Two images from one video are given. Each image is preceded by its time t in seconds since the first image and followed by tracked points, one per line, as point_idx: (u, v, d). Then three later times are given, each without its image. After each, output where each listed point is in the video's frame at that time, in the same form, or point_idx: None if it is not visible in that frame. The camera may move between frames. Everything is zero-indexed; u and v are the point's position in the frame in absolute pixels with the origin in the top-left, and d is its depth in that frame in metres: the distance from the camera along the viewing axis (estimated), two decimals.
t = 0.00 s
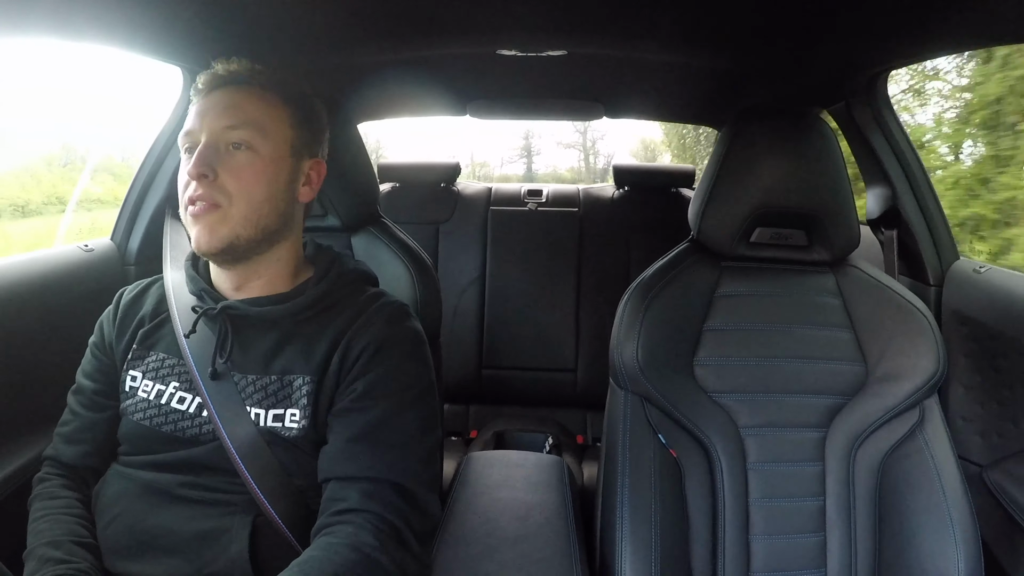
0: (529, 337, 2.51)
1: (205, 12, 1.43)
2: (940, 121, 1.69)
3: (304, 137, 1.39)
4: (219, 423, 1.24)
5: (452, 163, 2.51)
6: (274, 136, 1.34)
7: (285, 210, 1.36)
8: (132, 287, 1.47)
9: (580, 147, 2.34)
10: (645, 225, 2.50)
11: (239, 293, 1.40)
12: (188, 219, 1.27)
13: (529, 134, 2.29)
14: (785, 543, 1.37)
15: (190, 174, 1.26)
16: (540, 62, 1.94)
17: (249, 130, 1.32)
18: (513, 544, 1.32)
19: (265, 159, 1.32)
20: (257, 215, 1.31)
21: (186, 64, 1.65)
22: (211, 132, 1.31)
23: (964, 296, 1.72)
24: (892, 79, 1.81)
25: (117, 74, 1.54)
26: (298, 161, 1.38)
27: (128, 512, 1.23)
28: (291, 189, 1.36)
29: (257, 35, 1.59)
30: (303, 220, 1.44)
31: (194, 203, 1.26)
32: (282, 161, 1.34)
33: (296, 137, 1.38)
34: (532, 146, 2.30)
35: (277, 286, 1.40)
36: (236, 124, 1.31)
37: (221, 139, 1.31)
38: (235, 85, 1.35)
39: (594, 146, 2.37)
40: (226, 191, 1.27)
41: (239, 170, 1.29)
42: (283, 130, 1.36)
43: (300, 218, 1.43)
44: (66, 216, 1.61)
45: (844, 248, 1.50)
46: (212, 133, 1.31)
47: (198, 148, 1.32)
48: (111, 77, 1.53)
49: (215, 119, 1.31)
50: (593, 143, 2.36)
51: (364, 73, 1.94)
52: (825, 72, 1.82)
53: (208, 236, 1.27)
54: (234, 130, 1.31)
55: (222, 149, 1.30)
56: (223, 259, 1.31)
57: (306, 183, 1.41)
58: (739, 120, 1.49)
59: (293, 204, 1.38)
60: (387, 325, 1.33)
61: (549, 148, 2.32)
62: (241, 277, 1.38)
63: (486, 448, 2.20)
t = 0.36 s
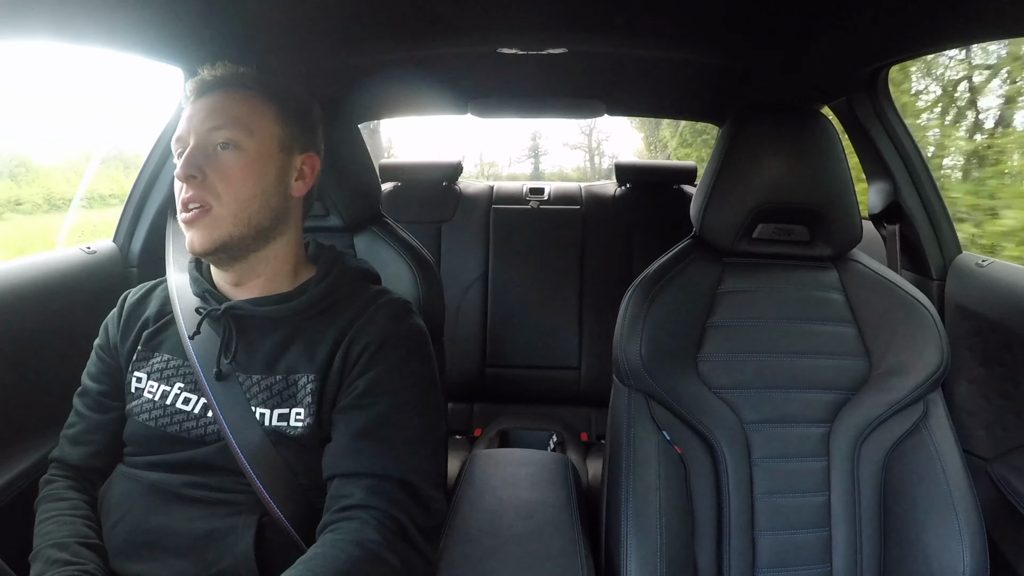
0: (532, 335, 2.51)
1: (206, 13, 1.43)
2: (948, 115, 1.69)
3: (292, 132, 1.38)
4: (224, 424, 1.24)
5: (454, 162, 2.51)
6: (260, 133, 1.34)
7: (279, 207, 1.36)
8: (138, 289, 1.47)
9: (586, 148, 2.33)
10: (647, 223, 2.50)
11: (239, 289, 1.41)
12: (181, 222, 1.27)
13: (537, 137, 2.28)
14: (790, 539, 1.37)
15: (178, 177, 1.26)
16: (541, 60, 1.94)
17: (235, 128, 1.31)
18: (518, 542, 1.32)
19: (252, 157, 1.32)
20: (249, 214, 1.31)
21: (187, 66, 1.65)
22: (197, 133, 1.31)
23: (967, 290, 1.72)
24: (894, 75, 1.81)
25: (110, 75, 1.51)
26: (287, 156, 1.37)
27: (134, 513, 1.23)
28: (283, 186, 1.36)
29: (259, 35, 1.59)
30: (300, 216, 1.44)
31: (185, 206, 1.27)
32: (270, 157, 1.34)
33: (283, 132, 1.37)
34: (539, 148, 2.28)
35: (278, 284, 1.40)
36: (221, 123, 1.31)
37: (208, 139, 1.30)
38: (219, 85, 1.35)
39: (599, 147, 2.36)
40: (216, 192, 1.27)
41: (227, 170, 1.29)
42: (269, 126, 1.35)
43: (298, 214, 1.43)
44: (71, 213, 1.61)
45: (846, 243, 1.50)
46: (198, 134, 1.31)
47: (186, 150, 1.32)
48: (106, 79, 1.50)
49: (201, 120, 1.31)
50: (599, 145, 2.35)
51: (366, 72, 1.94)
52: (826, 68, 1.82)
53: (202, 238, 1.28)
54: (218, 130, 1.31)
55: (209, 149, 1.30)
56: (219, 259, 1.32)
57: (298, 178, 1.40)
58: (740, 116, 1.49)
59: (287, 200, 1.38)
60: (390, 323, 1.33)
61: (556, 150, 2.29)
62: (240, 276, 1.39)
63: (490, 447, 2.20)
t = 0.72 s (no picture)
0: (533, 336, 2.51)
1: (207, 14, 1.43)
2: (955, 117, 1.69)
3: (274, 131, 1.39)
4: (221, 427, 1.24)
5: (455, 163, 2.49)
6: (238, 132, 1.33)
7: (263, 206, 1.36)
8: (131, 295, 1.47)
9: (591, 150, 2.33)
10: (648, 224, 2.50)
11: (231, 292, 1.41)
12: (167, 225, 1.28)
13: (544, 140, 2.27)
14: (791, 540, 1.37)
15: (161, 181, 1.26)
16: (543, 61, 1.94)
17: (213, 129, 1.31)
18: (519, 544, 1.32)
19: (232, 157, 1.32)
20: (234, 214, 1.31)
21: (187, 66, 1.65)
22: (178, 135, 1.31)
23: (967, 290, 1.73)
24: (900, 73, 1.79)
25: (111, 79, 1.50)
26: (267, 154, 1.37)
27: (133, 515, 1.23)
28: (265, 184, 1.36)
29: (259, 36, 1.59)
30: (287, 214, 1.44)
31: (170, 209, 1.27)
32: (249, 156, 1.34)
33: (262, 132, 1.37)
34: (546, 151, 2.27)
35: (268, 283, 1.41)
36: (202, 124, 1.31)
37: (188, 141, 1.30)
38: (198, 88, 1.35)
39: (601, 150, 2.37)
40: (198, 193, 1.28)
41: (208, 171, 1.29)
42: (248, 125, 1.35)
43: (285, 213, 1.43)
44: (71, 213, 1.60)
45: (848, 244, 1.50)
46: (179, 136, 1.31)
47: (168, 153, 1.32)
48: (108, 83, 1.50)
49: (181, 123, 1.31)
50: (601, 147, 2.37)
51: (367, 74, 1.94)
52: (826, 69, 1.82)
53: (187, 240, 1.29)
54: (199, 132, 1.31)
55: (190, 151, 1.30)
56: (206, 261, 1.32)
57: (281, 175, 1.40)
58: (740, 118, 1.49)
59: (271, 199, 1.38)
60: (383, 318, 1.33)
61: (562, 153, 2.29)
62: (230, 277, 1.39)
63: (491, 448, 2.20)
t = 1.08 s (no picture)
0: (535, 337, 2.51)
1: (209, 16, 1.44)
2: (948, 114, 1.69)
3: (295, 139, 1.39)
4: (224, 429, 1.24)
5: (457, 164, 2.47)
6: (262, 140, 1.33)
7: (277, 216, 1.36)
8: (132, 296, 1.48)
9: (594, 151, 2.34)
10: (650, 226, 2.50)
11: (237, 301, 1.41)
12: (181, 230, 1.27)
13: (550, 139, 2.25)
14: (792, 542, 1.37)
15: (179, 184, 1.25)
16: (545, 62, 1.94)
17: (237, 136, 1.31)
18: (520, 546, 1.31)
19: (254, 165, 1.31)
20: (249, 223, 1.31)
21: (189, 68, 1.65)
22: (199, 138, 1.30)
23: (969, 292, 1.73)
24: (896, 77, 1.82)
25: (115, 80, 1.51)
26: (287, 164, 1.37)
27: (137, 517, 1.24)
28: (282, 195, 1.37)
29: (261, 38, 1.59)
30: (296, 222, 1.45)
31: (186, 213, 1.27)
32: (271, 165, 1.34)
33: (285, 141, 1.37)
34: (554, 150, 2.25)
35: (275, 290, 1.41)
36: (225, 129, 1.30)
37: (209, 145, 1.30)
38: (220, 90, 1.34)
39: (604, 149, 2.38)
40: (217, 200, 1.27)
41: (229, 177, 1.29)
42: (272, 134, 1.35)
43: (294, 221, 1.44)
44: (75, 210, 1.61)
45: (849, 245, 1.50)
46: (200, 139, 1.30)
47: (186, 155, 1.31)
48: (111, 84, 1.50)
49: (202, 125, 1.30)
50: (604, 147, 2.39)
51: (369, 76, 1.94)
52: (827, 70, 1.82)
53: (201, 247, 1.28)
54: (221, 136, 1.30)
55: (211, 156, 1.29)
56: (217, 267, 1.32)
57: (297, 186, 1.40)
58: (742, 119, 1.49)
59: (285, 209, 1.39)
60: (382, 316, 1.34)
61: (568, 155, 2.27)
62: (237, 283, 1.39)
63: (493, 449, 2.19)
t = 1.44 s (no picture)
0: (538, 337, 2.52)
1: (212, 15, 1.43)
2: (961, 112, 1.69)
3: (316, 144, 1.39)
4: (230, 429, 1.24)
5: (460, 164, 2.49)
6: (287, 143, 1.34)
7: (296, 219, 1.36)
8: (141, 289, 1.48)
9: (597, 151, 2.37)
10: (652, 225, 2.50)
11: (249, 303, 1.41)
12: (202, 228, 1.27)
13: (554, 140, 2.27)
14: (796, 542, 1.37)
15: (203, 182, 1.25)
16: (549, 62, 1.94)
17: (263, 137, 1.31)
18: (524, 546, 1.31)
19: (279, 167, 1.32)
20: (269, 225, 1.31)
21: (192, 68, 1.65)
22: (224, 137, 1.30)
23: (972, 291, 1.72)
24: (899, 78, 1.81)
25: (117, 79, 1.52)
26: (309, 168, 1.38)
27: (140, 516, 1.23)
28: (301, 198, 1.37)
29: (265, 37, 1.59)
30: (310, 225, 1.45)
31: (207, 211, 1.26)
32: (294, 168, 1.34)
33: (308, 144, 1.37)
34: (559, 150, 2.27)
35: (287, 292, 1.41)
36: (251, 130, 1.31)
37: (234, 144, 1.30)
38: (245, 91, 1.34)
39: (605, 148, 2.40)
40: (239, 201, 1.27)
41: (253, 178, 1.29)
42: (297, 137, 1.35)
43: (308, 225, 1.44)
44: (82, 203, 1.61)
45: (852, 245, 1.50)
46: (225, 138, 1.30)
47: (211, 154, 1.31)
48: (110, 84, 1.50)
49: (228, 124, 1.30)
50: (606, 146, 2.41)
51: (373, 77, 1.94)
52: (831, 69, 1.82)
53: (221, 246, 1.27)
54: (247, 136, 1.30)
55: (235, 155, 1.29)
56: (233, 268, 1.32)
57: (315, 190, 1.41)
58: (746, 119, 1.50)
59: (303, 213, 1.39)
60: (388, 319, 1.34)
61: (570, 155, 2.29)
62: (249, 284, 1.39)
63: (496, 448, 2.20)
